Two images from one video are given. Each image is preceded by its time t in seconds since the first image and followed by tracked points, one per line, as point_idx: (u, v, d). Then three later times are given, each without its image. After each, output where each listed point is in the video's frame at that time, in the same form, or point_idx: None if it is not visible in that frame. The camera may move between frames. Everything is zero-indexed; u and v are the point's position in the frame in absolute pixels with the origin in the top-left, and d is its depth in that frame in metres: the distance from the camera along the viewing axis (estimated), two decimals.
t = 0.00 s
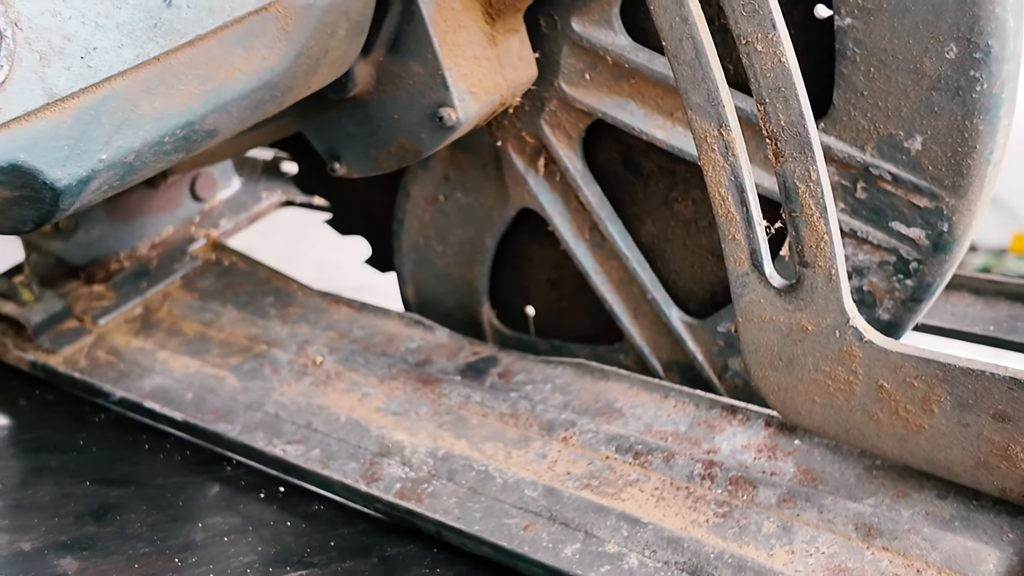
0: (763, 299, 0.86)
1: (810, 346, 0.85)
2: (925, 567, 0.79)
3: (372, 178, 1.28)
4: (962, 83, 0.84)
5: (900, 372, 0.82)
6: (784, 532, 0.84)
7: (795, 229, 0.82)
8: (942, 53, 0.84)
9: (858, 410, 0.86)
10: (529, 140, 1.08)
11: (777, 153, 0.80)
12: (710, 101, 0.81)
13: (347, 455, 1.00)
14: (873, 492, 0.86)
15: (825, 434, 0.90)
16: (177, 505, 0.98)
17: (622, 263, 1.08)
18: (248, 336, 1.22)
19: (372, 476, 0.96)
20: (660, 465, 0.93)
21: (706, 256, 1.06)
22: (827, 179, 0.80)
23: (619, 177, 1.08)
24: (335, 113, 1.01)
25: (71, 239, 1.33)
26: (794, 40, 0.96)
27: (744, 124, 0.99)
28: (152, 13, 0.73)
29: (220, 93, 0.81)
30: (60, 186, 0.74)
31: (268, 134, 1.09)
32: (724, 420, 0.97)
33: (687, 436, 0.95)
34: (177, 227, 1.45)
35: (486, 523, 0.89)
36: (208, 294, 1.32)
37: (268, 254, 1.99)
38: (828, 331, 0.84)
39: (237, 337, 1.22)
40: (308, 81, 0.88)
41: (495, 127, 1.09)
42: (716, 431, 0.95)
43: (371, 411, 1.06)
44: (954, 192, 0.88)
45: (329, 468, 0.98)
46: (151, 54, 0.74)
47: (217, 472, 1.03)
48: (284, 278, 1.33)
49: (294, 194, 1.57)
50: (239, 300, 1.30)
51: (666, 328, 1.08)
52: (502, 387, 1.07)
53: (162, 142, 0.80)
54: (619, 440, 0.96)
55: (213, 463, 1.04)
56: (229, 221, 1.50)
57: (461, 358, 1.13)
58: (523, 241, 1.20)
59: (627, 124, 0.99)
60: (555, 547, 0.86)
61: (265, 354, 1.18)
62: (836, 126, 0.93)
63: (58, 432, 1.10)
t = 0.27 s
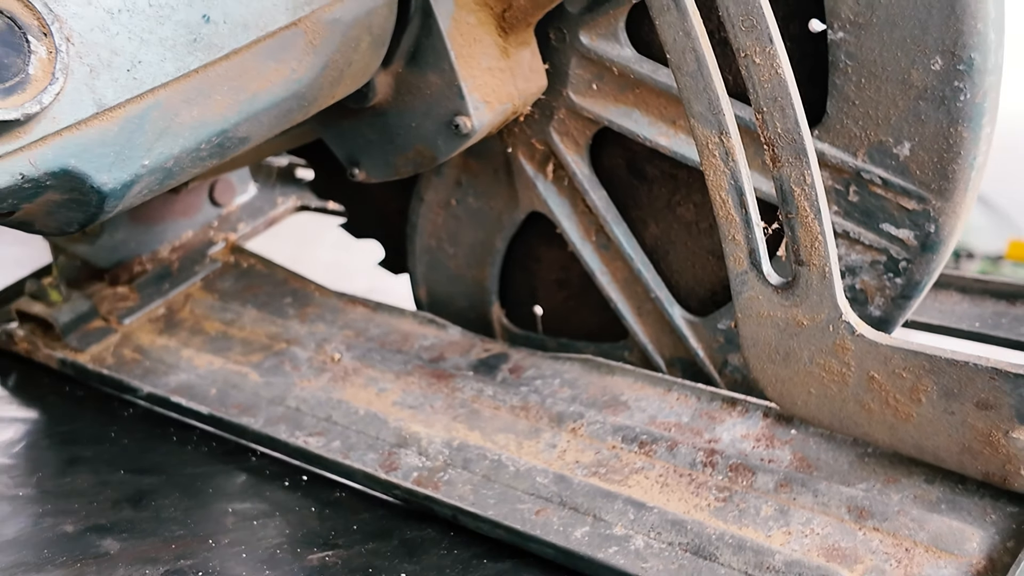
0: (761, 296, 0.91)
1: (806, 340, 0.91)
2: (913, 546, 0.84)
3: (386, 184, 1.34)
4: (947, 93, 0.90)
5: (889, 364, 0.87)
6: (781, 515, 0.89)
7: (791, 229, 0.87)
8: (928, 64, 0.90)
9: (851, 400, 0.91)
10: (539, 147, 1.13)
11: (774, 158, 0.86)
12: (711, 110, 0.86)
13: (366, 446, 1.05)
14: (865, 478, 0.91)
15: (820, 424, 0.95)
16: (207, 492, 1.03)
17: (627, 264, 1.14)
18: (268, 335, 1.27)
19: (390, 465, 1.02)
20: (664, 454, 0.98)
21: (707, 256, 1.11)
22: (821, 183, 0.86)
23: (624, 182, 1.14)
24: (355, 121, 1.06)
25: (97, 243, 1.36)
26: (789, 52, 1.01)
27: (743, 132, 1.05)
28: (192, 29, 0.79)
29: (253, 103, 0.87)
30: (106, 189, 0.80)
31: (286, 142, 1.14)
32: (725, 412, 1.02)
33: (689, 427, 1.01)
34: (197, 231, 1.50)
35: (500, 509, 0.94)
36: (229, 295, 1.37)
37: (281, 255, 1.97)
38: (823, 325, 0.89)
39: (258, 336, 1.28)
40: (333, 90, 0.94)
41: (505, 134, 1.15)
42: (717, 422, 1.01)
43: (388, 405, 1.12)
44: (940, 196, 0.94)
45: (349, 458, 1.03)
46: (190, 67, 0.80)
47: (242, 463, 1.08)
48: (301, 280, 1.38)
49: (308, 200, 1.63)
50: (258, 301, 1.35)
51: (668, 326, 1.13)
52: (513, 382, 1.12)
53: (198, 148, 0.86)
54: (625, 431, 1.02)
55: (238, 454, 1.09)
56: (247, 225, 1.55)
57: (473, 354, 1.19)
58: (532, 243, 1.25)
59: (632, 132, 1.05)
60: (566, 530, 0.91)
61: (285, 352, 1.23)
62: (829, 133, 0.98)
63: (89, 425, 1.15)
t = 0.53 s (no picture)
0: (754, 296, 0.96)
1: (797, 338, 0.96)
2: (899, 532, 0.89)
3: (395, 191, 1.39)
4: (929, 104, 0.96)
5: (876, 360, 0.92)
6: (773, 504, 0.94)
7: (782, 233, 0.92)
8: (911, 77, 0.96)
9: (840, 395, 0.96)
10: (543, 155, 1.18)
11: (767, 166, 0.91)
12: (707, 120, 0.92)
13: (378, 441, 1.10)
14: (853, 468, 0.96)
15: (810, 417, 1.00)
16: (227, 484, 1.08)
17: (626, 267, 1.19)
18: (281, 336, 1.32)
19: (401, 459, 1.06)
20: (663, 447, 1.03)
21: (704, 259, 1.16)
22: (810, 189, 0.91)
23: (624, 188, 1.19)
24: (368, 130, 1.12)
25: (114, 249, 1.41)
26: (780, 65, 1.07)
27: (737, 141, 1.10)
28: (219, 44, 0.85)
29: (274, 114, 0.92)
30: (138, 196, 0.85)
31: (299, 151, 1.19)
32: (720, 407, 1.07)
33: (687, 421, 1.06)
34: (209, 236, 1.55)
35: (507, 499, 0.99)
36: (242, 298, 1.42)
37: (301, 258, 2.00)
38: (813, 323, 0.94)
39: (272, 336, 1.33)
40: (348, 102, 0.99)
41: (511, 143, 1.20)
42: (713, 416, 1.06)
43: (398, 401, 1.16)
44: (924, 201, 0.99)
45: (362, 452, 1.08)
46: (217, 80, 0.85)
47: (259, 457, 1.13)
48: (312, 283, 1.43)
49: (317, 206, 1.68)
50: (271, 304, 1.40)
51: (666, 326, 1.18)
52: (517, 379, 1.17)
53: (223, 157, 0.91)
54: (625, 425, 1.07)
55: (255, 449, 1.14)
56: (258, 231, 1.60)
57: (479, 354, 1.24)
58: (535, 247, 1.30)
59: (632, 140, 1.10)
60: (569, 518, 0.95)
61: (298, 352, 1.28)
62: (819, 142, 1.03)
63: (111, 422, 1.20)
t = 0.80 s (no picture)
0: (747, 300, 1.01)
1: (787, 340, 1.00)
2: (884, 524, 0.93)
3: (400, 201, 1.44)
4: (912, 117, 1.01)
5: (862, 360, 0.97)
6: (765, 498, 0.98)
7: (773, 240, 0.97)
8: (895, 91, 1.01)
9: (828, 394, 1.01)
10: (543, 165, 1.23)
11: (758, 175, 0.96)
12: (701, 132, 0.96)
13: (385, 440, 1.14)
14: (841, 464, 1.01)
15: (801, 416, 1.05)
16: (240, 481, 1.12)
17: (624, 273, 1.23)
18: (289, 340, 1.36)
19: (407, 457, 1.10)
20: (659, 445, 1.07)
21: (698, 265, 1.21)
22: (800, 197, 0.96)
23: (621, 198, 1.23)
24: (376, 142, 1.17)
25: (125, 256, 1.45)
26: (771, 80, 1.11)
27: (730, 151, 1.14)
28: (237, 60, 0.89)
29: (289, 126, 0.97)
30: (160, 205, 0.89)
31: (308, 162, 1.24)
32: (715, 407, 1.11)
33: (682, 420, 1.10)
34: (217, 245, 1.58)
35: (510, 496, 1.03)
36: (251, 304, 1.47)
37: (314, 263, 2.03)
38: (803, 325, 0.99)
39: (280, 341, 1.37)
40: (358, 115, 1.04)
41: (512, 154, 1.25)
42: (708, 416, 1.10)
43: (404, 403, 1.21)
44: (908, 209, 1.04)
45: (370, 452, 1.12)
46: (235, 94, 0.90)
47: (270, 456, 1.17)
48: (319, 290, 1.47)
49: (323, 215, 1.72)
50: (279, 309, 1.44)
51: (662, 330, 1.23)
52: (519, 381, 1.22)
53: (240, 167, 0.95)
54: (623, 424, 1.11)
55: (266, 449, 1.18)
56: (265, 240, 1.63)
57: (482, 357, 1.28)
58: (536, 254, 1.35)
59: (629, 151, 1.15)
60: (570, 513, 0.99)
61: (306, 356, 1.32)
62: (808, 153, 1.08)
63: (126, 423, 1.24)
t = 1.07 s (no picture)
0: (735, 306, 1.05)
1: (775, 346, 1.04)
2: (868, 522, 0.97)
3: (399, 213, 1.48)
4: (894, 131, 1.05)
5: (846, 364, 1.01)
6: (754, 498, 1.02)
7: (760, 249, 1.01)
8: (876, 107, 1.06)
9: (814, 397, 1.05)
10: (539, 178, 1.27)
11: (745, 187, 1.00)
12: (691, 146, 1.01)
13: (386, 444, 1.17)
14: (827, 465, 1.05)
15: (788, 419, 1.09)
16: (245, 484, 1.15)
17: (618, 282, 1.27)
18: (292, 348, 1.40)
19: (408, 460, 1.14)
20: (652, 448, 1.11)
21: (689, 275, 1.25)
22: (785, 208, 1.00)
23: (614, 209, 1.28)
24: (377, 155, 1.21)
25: (131, 267, 1.47)
26: (758, 96, 1.16)
27: (719, 165, 1.19)
28: (247, 78, 0.94)
29: (296, 141, 1.01)
30: (173, 217, 0.93)
31: (311, 175, 1.28)
32: (705, 411, 1.15)
33: (674, 424, 1.14)
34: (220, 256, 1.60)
35: (508, 497, 1.06)
36: (253, 313, 1.50)
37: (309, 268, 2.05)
38: (789, 331, 1.03)
39: (283, 349, 1.40)
40: (362, 129, 1.08)
41: (509, 167, 1.29)
42: (698, 420, 1.14)
43: (405, 408, 1.24)
44: (890, 220, 1.09)
45: (372, 455, 1.15)
46: (246, 110, 0.94)
47: (275, 460, 1.20)
48: (320, 299, 1.51)
49: (323, 227, 1.75)
50: (281, 318, 1.48)
51: (655, 338, 1.27)
52: (516, 387, 1.26)
53: (249, 180, 0.99)
54: (617, 428, 1.15)
55: (270, 453, 1.22)
56: (267, 251, 1.66)
57: (480, 364, 1.32)
58: (532, 265, 1.39)
59: (622, 165, 1.19)
60: (566, 513, 1.03)
61: (308, 363, 1.36)
62: (794, 166, 1.12)
63: (134, 429, 1.28)
